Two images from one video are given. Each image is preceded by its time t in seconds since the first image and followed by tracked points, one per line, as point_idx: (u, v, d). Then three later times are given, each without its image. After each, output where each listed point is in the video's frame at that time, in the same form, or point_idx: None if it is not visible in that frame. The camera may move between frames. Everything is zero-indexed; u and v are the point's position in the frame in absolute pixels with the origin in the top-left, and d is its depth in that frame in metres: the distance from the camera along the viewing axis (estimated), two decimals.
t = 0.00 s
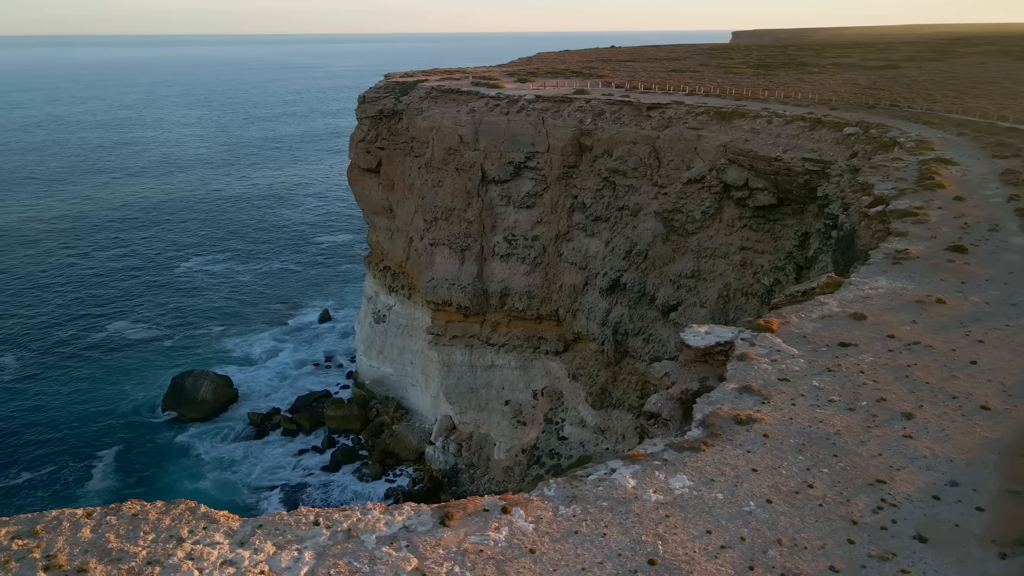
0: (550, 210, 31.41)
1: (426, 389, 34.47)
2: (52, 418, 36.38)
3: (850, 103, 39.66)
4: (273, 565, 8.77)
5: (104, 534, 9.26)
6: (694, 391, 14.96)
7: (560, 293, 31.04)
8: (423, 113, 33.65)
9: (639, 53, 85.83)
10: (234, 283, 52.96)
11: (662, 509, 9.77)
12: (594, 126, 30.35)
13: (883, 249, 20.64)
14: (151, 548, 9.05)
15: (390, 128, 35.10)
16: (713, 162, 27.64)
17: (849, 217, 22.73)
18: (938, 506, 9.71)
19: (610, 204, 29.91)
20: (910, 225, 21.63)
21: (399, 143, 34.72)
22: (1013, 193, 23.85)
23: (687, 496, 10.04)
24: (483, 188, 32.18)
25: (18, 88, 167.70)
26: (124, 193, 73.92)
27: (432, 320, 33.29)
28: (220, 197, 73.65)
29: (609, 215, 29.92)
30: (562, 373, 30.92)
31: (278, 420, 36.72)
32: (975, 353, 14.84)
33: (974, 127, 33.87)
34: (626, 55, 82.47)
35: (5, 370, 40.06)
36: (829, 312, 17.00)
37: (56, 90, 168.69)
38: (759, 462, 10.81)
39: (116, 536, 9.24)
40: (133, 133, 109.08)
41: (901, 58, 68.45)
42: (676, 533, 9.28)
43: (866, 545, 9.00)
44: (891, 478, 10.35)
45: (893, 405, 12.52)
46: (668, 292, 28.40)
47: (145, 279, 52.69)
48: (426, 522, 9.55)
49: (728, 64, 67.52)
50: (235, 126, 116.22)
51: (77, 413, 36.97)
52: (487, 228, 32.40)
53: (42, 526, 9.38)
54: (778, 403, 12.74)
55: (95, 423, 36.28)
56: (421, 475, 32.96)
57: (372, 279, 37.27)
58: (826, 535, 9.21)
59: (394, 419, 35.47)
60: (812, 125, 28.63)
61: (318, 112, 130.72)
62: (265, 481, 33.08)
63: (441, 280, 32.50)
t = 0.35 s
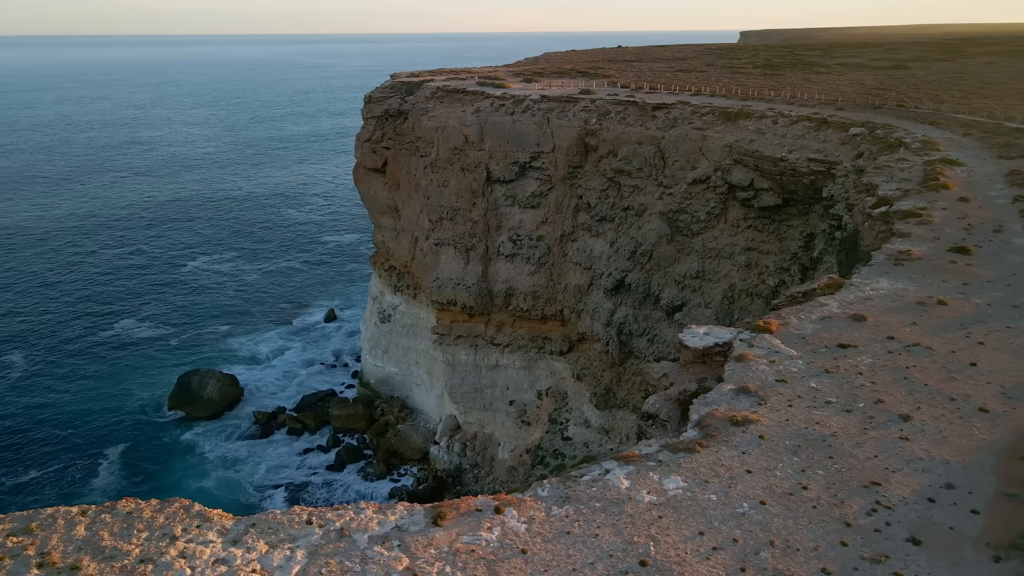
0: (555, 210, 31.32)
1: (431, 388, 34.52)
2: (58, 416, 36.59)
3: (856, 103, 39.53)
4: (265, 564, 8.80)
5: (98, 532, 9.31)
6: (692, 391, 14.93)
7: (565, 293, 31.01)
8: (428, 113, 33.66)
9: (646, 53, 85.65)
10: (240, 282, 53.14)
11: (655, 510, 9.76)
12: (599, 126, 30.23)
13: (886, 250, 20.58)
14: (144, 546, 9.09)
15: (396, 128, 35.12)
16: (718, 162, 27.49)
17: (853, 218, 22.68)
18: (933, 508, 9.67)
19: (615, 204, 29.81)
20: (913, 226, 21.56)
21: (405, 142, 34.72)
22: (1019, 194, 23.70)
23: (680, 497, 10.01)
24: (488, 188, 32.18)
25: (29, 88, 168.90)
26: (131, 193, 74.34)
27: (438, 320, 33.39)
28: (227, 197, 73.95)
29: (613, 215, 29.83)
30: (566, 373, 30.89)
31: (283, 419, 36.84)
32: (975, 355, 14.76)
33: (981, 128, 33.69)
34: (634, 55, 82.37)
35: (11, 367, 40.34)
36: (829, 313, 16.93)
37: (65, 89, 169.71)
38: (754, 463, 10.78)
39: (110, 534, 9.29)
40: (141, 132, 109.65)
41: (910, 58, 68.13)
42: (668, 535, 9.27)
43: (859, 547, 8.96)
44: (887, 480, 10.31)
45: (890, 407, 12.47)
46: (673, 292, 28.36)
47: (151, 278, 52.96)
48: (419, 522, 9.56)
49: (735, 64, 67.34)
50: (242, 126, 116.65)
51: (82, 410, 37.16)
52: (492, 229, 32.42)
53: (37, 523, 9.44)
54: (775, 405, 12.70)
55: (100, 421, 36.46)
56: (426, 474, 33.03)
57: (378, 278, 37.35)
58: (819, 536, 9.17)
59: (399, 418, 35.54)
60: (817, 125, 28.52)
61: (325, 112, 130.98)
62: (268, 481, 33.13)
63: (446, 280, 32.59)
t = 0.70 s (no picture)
0: (559, 210, 31.30)
1: (435, 388, 34.54)
2: (62, 414, 36.76)
3: (861, 103, 39.43)
4: (256, 563, 8.83)
5: (91, 530, 9.35)
6: (689, 392, 14.90)
7: (569, 293, 30.98)
8: (432, 113, 33.64)
9: (652, 53, 85.52)
10: (244, 281, 53.28)
11: (647, 511, 9.74)
12: (604, 126, 30.19)
13: (887, 251, 20.52)
14: (136, 544, 9.12)
15: (401, 127, 35.10)
16: (723, 162, 27.39)
17: (855, 219, 22.66)
18: (926, 510, 9.63)
19: (619, 204, 29.75)
20: (915, 227, 21.50)
21: (410, 142, 34.70)
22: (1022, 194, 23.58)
23: (672, 498, 9.99)
24: (492, 188, 32.13)
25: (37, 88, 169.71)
26: (138, 192, 74.63)
27: (442, 320, 33.38)
28: (232, 196, 74.15)
29: (618, 215, 29.77)
30: (570, 373, 30.88)
31: (288, 418, 36.93)
32: (974, 356, 14.69)
33: (987, 128, 33.54)
34: (639, 55, 82.27)
35: (17, 365, 40.55)
36: (827, 314, 16.87)
37: (75, 89, 170.73)
38: (748, 465, 10.75)
39: (103, 532, 9.33)
40: (148, 132, 110.06)
41: (917, 58, 67.86)
42: (659, 536, 9.25)
43: (850, 549, 8.94)
44: (880, 482, 10.27)
45: (886, 408, 12.42)
46: (677, 292, 28.29)
47: (156, 277, 53.14)
48: (410, 521, 9.57)
49: (741, 64, 67.20)
50: (248, 125, 116.98)
51: (86, 409, 37.33)
52: (496, 228, 32.34)
53: (31, 521, 9.48)
54: (770, 406, 12.67)
55: (103, 419, 36.60)
56: (429, 473, 33.10)
57: (382, 278, 37.39)
58: (810, 538, 9.15)
59: (403, 417, 35.60)
60: (822, 126, 28.45)
61: (331, 112, 131.19)
62: (270, 480, 33.20)
63: (451, 280, 32.56)
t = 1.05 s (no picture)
0: (564, 210, 31.26)
1: (439, 387, 34.58)
2: (67, 411, 36.94)
3: (866, 104, 39.29)
4: (245, 561, 8.85)
5: (82, 528, 9.40)
6: (685, 393, 14.88)
7: (573, 293, 30.95)
8: (437, 113, 33.69)
9: (658, 53, 85.34)
10: (249, 280, 53.43)
11: (637, 512, 9.73)
12: (608, 126, 30.18)
13: (888, 252, 20.46)
14: (126, 542, 9.15)
15: (406, 127, 35.13)
16: (727, 163, 27.37)
17: (858, 220, 22.65)
18: (917, 513, 9.58)
19: (623, 204, 29.68)
20: (917, 228, 21.43)
21: (415, 142, 34.76)
22: None
23: (663, 499, 9.98)
24: (496, 188, 32.11)
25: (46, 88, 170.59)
26: (145, 191, 74.94)
27: (446, 319, 33.43)
28: (238, 196, 74.37)
29: (622, 215, 29.70)
30: (574, 373, 30.80)
31: (292, 417, 37.06)
32: (971, 358, 14.62)
33: (993, 129, 33.33)
34: (645, 55, 82.10)
35: (22, 363, 40.78)
36: (825, 315, 16.80)
37: (83, 89, 171.70)
38: (740, 466, 10.73)
39: (94, 530, 9.38)
40: (155, 131, 110.50)
41: (925, 58, 67.56)
42: (648, 537, 9.24)
43: (839, 551, 8.90)
44: (872, 484, 10.23)
45: (881, 410, 12.38)
46: (681, 293, 28.15)
47: (162, 276, 53.34)
48: (399, 521, 9.58)
49: (747, 64, 67.00)
50: (254, 125, 117.32)
51: (90, 406, 37.51)
52: (501, 228, 32.32)
53: (23, 518, 9.52)
54: (764, 407, 12.63)
55: (107, 417, 36.76)
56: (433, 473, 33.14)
57: (387, 277, 37.43)
58: (800, 540, 9.11)
59: (407, 417, 35.67)
60: (826, 126, 28.39)
61: (337, 112, 131.44)
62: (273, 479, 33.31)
63: (455, 279, 32.56)
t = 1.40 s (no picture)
0: (568, 210, 31.18)
1: (443, 387, 34.61)
2: (71, 409, 37.12)
3: (871, 104, 39.10)
4: (235, 560, 8.88)
5: (74, 526, 9.44)
6: (681, 393, 14.85)
7: (577, 293, 30.89)
8: (442, 113, 33.69)
9: (664, 53, 85.11)
10: (254, 279, 53.59)
11: (627, 513, 9.71)
12: (612, 126, 30.08)
13: (889, 253, 20.38)
14: (118, 540, 9.19)
15: (411, 127, 35.15)
16: (732, 163, 27.26)
17: (860, 220, 22.61)
18: (910, 515, 9.53)
19: (628, 204, 29.60)
20: (919, 229, 21.34)
21: (420, 142, 34.77)
22: None
23: (654, 500, 9.97)
24: (501, 188, 32.11)
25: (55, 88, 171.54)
26: (151, 190, 75.27)
27: (450, 319, 33.52)
28: (244, 195, 74.60)
29: (626, 216, 29.62)
30: (578, 374, 30.73)
31: (297, 416, 37.15)
32: (970, 360, 14.54)
33: (999, 130, 33.12)
34: (651, 55, 81.94)
35: (28, 361, 41.00)
36: (823, 316, 16.74)
37: (91, 88, 172.63)
38: (732, 467, 10.70)
39: (85, 527, 9.42)
40: (162, 131, 110.98)
41: (933, 58, 67.21)
42: (638, 538, 9.22)
43: (829, 554, 8.87)
44: (865, 486, 10.19)
45: (876, 412, 12.33)
46: (684, 293, 28.14)
47: (167, 275, 53.57)
48: (389, 521, 9.59)
49: (754, 64, 66.81)
50: (261, 125, 117.70)
51: (95, 405, 37.68)
52: (505, 228, 32.33)
53: (16, 516, 9.57)
54: (759, 408, 12.59)
55: (111, 415, 36.93)
56: (438, 472, 33.21)
57: (392, 277, 37.49)
58: (790, 542, 9.09)
59: (412, 416, 35.69)
60: (832, 126, 28.27)
61: (343, 112, 131.71)
62: (277, 477, 33.43)
63: (459, 279, 32.64)
